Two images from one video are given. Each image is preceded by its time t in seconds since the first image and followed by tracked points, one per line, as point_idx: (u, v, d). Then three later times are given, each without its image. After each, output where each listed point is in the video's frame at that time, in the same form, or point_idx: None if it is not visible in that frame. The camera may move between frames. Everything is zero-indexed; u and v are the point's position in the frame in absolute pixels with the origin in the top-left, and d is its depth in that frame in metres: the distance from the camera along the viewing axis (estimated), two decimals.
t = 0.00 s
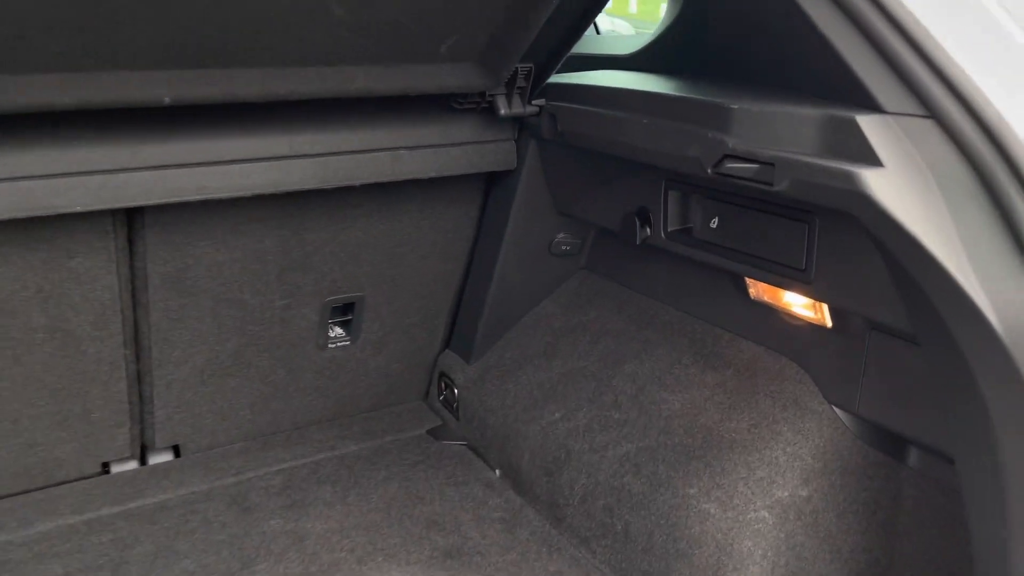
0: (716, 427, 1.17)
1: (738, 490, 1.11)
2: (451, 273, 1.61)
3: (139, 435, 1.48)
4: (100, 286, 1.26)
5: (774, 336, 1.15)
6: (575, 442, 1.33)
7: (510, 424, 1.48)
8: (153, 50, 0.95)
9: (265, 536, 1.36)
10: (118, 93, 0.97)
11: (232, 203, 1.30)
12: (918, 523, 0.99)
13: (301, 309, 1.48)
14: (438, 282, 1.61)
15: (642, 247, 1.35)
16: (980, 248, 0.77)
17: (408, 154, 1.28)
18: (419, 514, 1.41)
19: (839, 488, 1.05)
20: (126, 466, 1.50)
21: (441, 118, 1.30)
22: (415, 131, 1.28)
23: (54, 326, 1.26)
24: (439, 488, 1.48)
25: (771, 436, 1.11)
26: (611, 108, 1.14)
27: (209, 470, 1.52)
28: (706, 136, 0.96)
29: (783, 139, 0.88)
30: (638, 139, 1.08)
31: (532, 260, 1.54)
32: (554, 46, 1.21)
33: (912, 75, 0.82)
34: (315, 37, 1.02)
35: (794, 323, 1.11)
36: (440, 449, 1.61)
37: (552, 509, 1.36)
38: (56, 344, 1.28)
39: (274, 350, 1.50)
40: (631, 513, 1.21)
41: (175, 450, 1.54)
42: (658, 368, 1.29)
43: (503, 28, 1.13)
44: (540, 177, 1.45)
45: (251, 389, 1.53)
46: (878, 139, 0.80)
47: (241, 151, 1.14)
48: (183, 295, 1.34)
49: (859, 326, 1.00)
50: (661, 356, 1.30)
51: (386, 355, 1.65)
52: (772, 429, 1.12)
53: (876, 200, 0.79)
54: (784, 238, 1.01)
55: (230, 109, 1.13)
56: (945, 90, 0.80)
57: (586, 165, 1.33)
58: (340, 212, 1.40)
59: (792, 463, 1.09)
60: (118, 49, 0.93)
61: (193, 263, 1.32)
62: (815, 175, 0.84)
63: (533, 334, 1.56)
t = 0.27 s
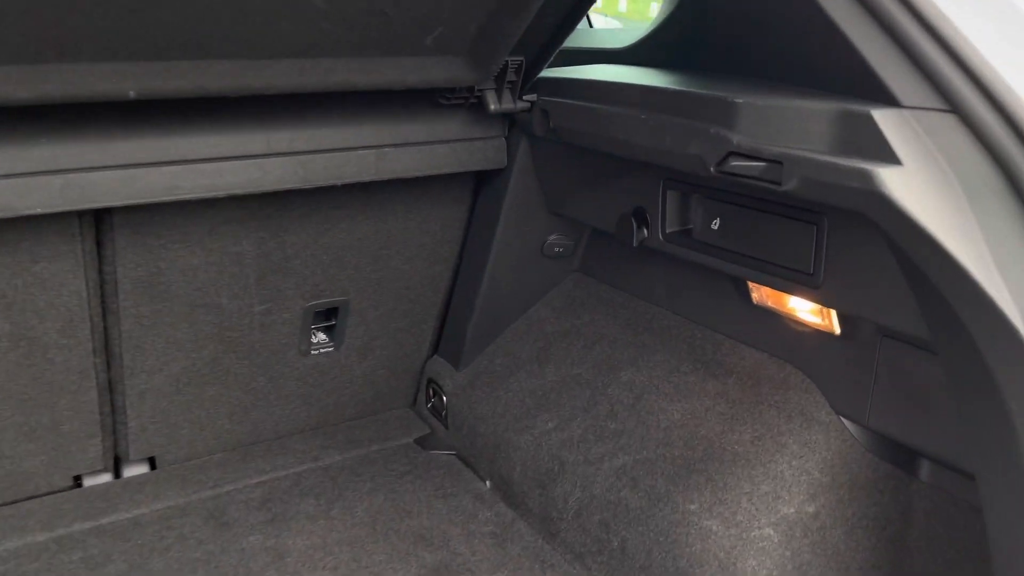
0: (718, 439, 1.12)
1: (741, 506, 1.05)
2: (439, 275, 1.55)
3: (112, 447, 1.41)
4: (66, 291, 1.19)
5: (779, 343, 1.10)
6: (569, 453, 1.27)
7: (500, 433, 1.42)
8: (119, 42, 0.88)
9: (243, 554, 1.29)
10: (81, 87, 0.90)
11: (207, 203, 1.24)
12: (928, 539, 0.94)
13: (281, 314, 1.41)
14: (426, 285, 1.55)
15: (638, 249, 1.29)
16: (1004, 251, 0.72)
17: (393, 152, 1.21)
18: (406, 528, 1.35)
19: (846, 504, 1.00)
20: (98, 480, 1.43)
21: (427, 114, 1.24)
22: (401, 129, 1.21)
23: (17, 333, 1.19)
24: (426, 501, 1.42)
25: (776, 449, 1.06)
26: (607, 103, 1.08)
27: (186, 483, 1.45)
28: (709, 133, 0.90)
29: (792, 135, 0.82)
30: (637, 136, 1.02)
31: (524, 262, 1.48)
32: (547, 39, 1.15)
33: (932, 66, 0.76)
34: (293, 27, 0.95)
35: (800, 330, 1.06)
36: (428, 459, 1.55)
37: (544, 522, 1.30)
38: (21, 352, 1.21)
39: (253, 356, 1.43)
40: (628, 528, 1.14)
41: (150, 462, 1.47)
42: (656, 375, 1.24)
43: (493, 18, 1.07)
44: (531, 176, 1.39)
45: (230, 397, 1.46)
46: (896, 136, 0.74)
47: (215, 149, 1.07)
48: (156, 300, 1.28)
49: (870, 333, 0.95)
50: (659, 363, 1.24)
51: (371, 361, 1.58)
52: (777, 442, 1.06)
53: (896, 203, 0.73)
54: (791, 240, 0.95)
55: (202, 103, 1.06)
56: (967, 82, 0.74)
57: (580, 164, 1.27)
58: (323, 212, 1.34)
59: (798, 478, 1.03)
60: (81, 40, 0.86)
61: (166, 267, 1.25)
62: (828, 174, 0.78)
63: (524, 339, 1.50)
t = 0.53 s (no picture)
0: (721, 451, 1.07)
1: (745, 521, 0.99)
2: (430, 278, 1.50)
3: (89, 458, 1.35)
4: (37, 296, 1.13)
5: (784, 350, 1.05)
6: (564, 463, 1.22)
7: (493, 442, 1.37)
8: (85, 34, 0.83)
9: (225, 570, 1.24)
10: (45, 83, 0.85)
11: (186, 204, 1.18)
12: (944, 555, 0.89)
13: (265, 319, 1.36)
14: (416, 289, 1.50)
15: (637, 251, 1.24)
16: None
17: (380, 150, 1.16)
18: (394, 542, 1.30)
19: (856, 519, 0.96)
20: (75, 492, 1.37)
21: (416, 111, 1.19)
22: (388, 126, 1.16)
23: None
24: (417, 513, 1.37)
25: (782, 461, 1.01)
26: (604, 99, 1.03)
27: (166, 494, 1.40)
28: (713, 130, 0.85)
29: (801, 132, 0.78)
30: (636, 133, 0.97)
31: (517, 265, 1.43)
32: (541, 33, 1.10)
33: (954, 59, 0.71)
34: (273, 19, 0.90)
35: (807, 336, 1.01)
36: (419, 468, 1.50)
37: (539, 536, 1.25)
38: None
39: (236, 363, 1.38)
40: (626, 543, 1.08)
41: (130, 472, 1.41)
42: (655, 383, 1.19)
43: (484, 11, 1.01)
44: (525, 176, 1.34)
45: (212, 405, 1.40)
46: (913, 132, 0.70)
47: (192, 148, 1.02)
48: (133, 305, 1.22)
49: (883, 340, 0.91)
50: (658, 370, 1.20)
51: (360, 366, 1.53)
52: (783, 453, 1.01)
53: (914, 203, 0.69)
54: (798, 243, 0.91)
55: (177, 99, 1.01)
56: (988, 74, 0.70)
57: (576, 163, 1.22)
58: (307, 213, 1.29)
59: (805, 492, 0.98)
60: (44, 32, 0.81)
61: (143, 271, 1.20)
62: (840, 174, 0.74)
63: (518, 344, 1.45)
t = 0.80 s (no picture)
0: (715, 453, 1.05)
1: (740, 525, 0.98)
2: (424, 278, 1.49)
3: (78, 459, 1.34)
4: (23, 296, 1.12)
5: (780, 351, 1.04)
6: (558, 465, 1.21)
7: (486, 443, 1.35)
8: (69, 29, 0.82)
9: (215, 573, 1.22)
10: (30, 79, 0.83)
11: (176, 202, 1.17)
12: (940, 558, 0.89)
13: (257, 319, 1.34)
14: (409, 288, 1.48)
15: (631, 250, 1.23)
16: None
17: (371, 149, 1.15)
18: (387, 545, 1.28)
19: (853, 522, 0.95)
20: (64, 493, 1.36)
21: (408, 109, 1.18)
22: (380, 124, 1.15)
23: None
24: (410, 515, 1.36)
25: (777, 464, 1.00)
26: (598, 97, 1.02)
27: (157, 496, 1.38)
28: (707, 128, 0.84)
29: (796, 130, 0.76)
30: (629, 131, 0.96)
31: (511, 265, 1.41)
32: (534, 30, 1.08)
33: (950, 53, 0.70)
34: (261, 14, 0.89)
35: (803, 337, 1.00)
36: (412, 470, 1.48)
37: (533, 538, 1.24)
38: None
39: (227, 363, 1.36)
40: (620, 546, 1.07)
41: (120, 474, 1.40)
42: (649, 383, 1.18)
43: (477, 7, 1.00)
44: (519, 175, 1.32)
45: (202, 406, 1.39)
46: (909, 130, 0.69)
47: (181, 146, 1.01)
48: (122, 304, 1.21)
49: (879, 341, 0.90)
50: (653, 371, 1.18)
51: (353, 367, 1.52)
52: (778, 456, 1.00)
53: (910, 202, 0.67)
54: (793, 243, 0.89)
55: (165, 95, 0.99)
56: (986, 70, 0.69)
57: (571, 162, 1.21)
58: (299, 212, 1.27)
59: (801, 495, 0.97)
60: (27, 27, 0.80)
61: (131, 270, 1.18)
62: (835, 172, 0.72)
63: (512, 345, 1.44)
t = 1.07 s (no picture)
0: (704, 445, 1.08)
1: (728, 515, 1.00)
2: (423, 275, 1.52)
3: (85, 450, 1.37)
4: (31, 290, 1.15)
5: (768, 345, 1.06)
6: (552, 458, 1.23)
7: (483, 436, 1.38)
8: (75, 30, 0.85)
9: (217, 562, 1.25)
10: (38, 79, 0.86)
11: (180, 199, 1.20)
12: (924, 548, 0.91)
13: (259, 314, 1.37)
14: (409, 285, 1.51)
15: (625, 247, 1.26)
16: (1000, 250, 0.69)
17: (370, 148, 1.18)
18: (386, 535, 1.31)
19: (838, 513, 0.97)
20: (71, 483, 1.39)
21: (406, 109, 1.20)
22: (378, 123, 1.18)
23: None
24: (409, 507, 1.38)
25: (764, 455, 1.02)
26: (590, 97, 1.05)
27: (161, 487, 1.41)
28: (693, 127, 0.87)
29: (778, 129, 0.79)
30: (619, 131, 0.98)
31: (508, 262, 1.44)
32: (529, 31, 1.11)
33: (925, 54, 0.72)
34: (261, 17, 0.92)
35: (790, 332, 1.03)
36: (411, 463, 1.51)
37: (528, 529, 1.27)
38: None
39: (230, 357, 1.39)
40: (611, 536, 1.10)
41: (125, 465, 1.43)
42: (641, 377, 1.21)
43: (471, 9, 1.02)
44: (515, 174, 1.35)
45: (205, 399, 1.42)
46: (885, 130, 0.71)
47: (184, 144, 1.04)
48: (127, 298, 1.24)
49: (862, 336, 0.92)
50: (645, 365, 1.21)
51: (353, 361, 1.55)
52: (765, 447, 1.02)
53: (884, 200, 0.70)
54: (778, 239, 0.92)
55: (168, 95, 1.02)
56: (960, 72, 0.71)
57: (565, 161, 1.23)
58: (300, 209, 1.30)
59: (786, 486, 0.99)
60: (35, 29, 0.83)
61: (136, 265, 1.22)
62: (814, 170, 0.75)
63: (509, 340, 1.47)
